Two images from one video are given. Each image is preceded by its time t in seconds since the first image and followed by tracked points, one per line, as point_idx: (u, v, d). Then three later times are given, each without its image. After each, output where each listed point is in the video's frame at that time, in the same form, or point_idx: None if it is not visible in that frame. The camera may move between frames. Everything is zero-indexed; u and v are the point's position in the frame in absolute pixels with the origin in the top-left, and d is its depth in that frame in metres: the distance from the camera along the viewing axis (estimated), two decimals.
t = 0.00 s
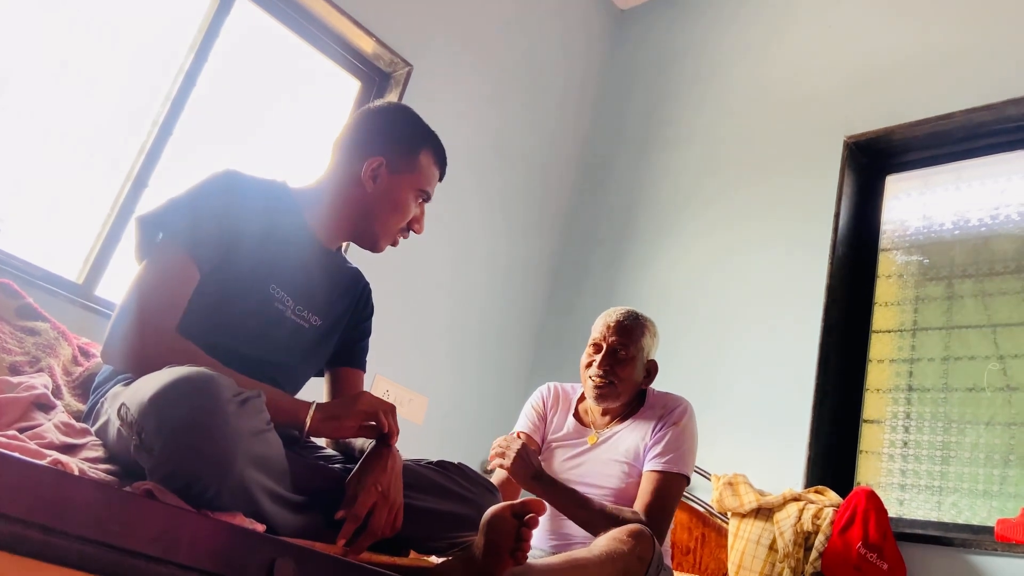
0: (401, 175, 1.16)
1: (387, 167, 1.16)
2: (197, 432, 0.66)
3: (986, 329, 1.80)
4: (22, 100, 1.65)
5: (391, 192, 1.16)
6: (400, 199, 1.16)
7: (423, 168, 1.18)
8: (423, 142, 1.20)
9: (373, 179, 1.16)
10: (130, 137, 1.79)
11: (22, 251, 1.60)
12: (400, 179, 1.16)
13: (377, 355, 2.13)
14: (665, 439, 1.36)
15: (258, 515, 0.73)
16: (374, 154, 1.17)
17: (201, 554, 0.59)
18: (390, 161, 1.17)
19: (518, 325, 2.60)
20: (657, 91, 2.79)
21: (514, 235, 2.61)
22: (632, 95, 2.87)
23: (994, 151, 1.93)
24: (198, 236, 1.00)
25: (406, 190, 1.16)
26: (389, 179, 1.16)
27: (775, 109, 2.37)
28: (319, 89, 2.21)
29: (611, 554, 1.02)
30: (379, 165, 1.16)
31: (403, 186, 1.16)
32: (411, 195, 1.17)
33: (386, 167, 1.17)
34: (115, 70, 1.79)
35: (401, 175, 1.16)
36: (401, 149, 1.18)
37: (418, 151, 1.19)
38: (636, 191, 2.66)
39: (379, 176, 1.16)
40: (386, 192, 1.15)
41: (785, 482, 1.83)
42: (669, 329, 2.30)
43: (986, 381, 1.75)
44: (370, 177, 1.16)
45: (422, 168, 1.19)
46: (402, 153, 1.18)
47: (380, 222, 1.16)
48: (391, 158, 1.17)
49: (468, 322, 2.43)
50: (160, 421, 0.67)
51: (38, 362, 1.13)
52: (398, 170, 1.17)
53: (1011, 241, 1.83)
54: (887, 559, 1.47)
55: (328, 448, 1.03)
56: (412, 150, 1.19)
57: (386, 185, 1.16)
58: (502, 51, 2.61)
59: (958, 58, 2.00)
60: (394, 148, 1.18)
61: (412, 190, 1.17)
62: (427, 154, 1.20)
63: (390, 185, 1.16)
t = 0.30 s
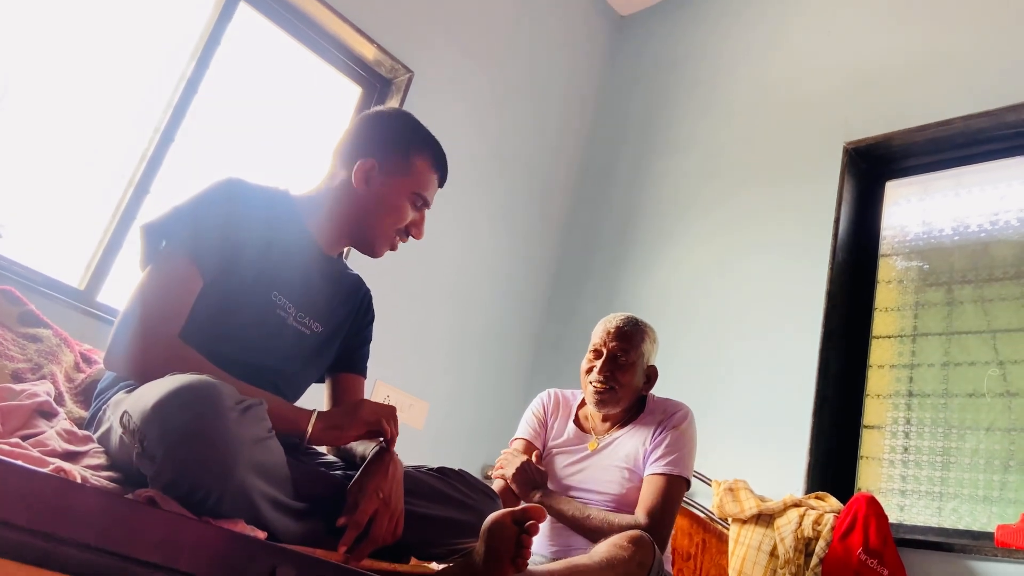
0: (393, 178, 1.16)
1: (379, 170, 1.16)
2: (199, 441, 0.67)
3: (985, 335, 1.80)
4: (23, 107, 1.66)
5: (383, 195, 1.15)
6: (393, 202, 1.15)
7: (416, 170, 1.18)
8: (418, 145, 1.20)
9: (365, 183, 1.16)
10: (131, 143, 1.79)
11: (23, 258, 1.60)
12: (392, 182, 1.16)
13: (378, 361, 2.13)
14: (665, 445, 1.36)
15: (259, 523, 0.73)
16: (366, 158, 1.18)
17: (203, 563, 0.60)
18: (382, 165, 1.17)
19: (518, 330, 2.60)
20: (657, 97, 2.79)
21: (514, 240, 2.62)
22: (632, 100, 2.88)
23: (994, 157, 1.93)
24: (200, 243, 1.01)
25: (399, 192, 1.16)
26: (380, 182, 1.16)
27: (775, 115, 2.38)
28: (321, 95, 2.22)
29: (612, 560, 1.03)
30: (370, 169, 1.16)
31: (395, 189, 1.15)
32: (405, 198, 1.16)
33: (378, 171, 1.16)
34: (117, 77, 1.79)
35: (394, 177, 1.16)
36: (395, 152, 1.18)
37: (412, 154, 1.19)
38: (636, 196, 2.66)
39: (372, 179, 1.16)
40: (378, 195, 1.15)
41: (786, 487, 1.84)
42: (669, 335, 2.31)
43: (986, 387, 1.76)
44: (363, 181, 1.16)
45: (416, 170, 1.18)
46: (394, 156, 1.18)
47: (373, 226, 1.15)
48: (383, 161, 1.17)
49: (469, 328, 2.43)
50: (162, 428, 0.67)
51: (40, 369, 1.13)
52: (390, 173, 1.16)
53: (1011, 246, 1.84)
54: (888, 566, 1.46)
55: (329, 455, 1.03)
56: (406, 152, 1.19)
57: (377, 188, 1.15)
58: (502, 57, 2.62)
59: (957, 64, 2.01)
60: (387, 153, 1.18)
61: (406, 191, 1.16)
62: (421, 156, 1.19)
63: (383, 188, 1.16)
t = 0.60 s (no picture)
0: (363, 179, 1.16)
1: (354, 169, 1.17)
2: (200, 448, 0.67)
3: (985, 342, 1.80)
4: (26, 115, 1.66)
5: (357, 197, 1.15)
6: (366, 202, 1.15)
7: (390, 163, 1.17)
8: (392, 139, 1.19)
9: (339, 189, 1.17)
10: (133, 150, 1.80)
11: (26, 265, 1.61)
12: (365, 177, 1.16)
13: (379, 368, 2.14)
14: (666, 452, 1.36)
15: (259, 530, 0.73)
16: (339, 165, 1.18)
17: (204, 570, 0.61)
18: (356, 163, 1.17)
19: (519, 336, 2.61)
20: (657, 105, 2.80)
21: (515, 247, 2.62)
22: (633, 108, 2.89)
23: (993, 165, 1.94)
24: (201, 251, 1.02)
25: (373, 187, 1.15)
26: (352, 185, 1.16)
27: (775, 122, 2.38)
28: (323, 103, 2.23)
29: (611, 562, 1.04)
30: (342, 175, 1.17)
31: (367, 189, 1.15)
32: (378, 196, 1.15)
33: (349, 174, 1.17)
34: (120, 85, 1.80)
35: (368, 173, 1.16)
36: (370, 150, 1.18)
37: (388, 147, 1.18)
38: (637, 203, 2.67)
39: (348, 180, 1.17)
40: (351, 198, 1.15)
41: (787, 495, 1.83)
42: (670, 342, 2.31)
43: (986, 394, 1.76)
44: (340, 184, 1.17)
45: (390, 163, 1.17)
46: (368, 153, 1.17)
47: (354, 230, 1.16)
48: (356, 159, 1.17)
49: (470, 335, 2.43)
50: (163, 435, 0.68)
51: (42, 376, 1.13)
52: (363, 170, 1.16)
53: (1011, 253, 1.84)
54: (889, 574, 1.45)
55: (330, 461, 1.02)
56: (380, 147, 1.18)
57: (350, 191, 1.16)
58: (504, 65, 2.64)
59: (956, 72, 2.01)
60: (362, 150, 1.18)
61: (382, 185, 1.15)
62: (396, 148, 1.18)
63: (357, 185, 1.15)
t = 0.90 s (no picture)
0: (347, 179, 1.17)
1: (337, 171, 1.19)
2: (199, 456, 0.67)
3: (985, 351, 1.80)
4: (28, 121, 1.67)
5: (343, 197, 1.16)
6: (352, 200, 1.16)
7: (372, 159, 1.18)
8: (373, 136, 1.21)
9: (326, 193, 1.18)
10: (134, 156, 1.81)
11: (27, 269, 1.61)
12: (348, 176, 1.17)
13: (378, 375, 2.14)
14: (666, 460, 1.36)
15: (258, 539, 0.73)
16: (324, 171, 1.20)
17: None
18: (339, 164, 1.19)
19: (519, 343, 2.61)
20: (658, 113, 2.81)
21: (515, 254, 2.62)
22: (634, 115, 2.90)
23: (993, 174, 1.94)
24: (198, 258, 1.02)
25: (357, 184, 1.16)
26: (338, 186, 1.17)
27: (775, 131, 2.39)
28: (324, 110, 2.23)
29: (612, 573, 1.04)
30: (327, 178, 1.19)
31: (352, 188, 1.16)
32: (364, 193, 1.16)
33: (334, 177, 1.18)
34: (122, 91, 1.81)
35: (350, 171, 1.17)
36: (352, 150, 1.20)
37: (369, 144, 1.20)
38: (637, 210, 2.67)
39: (333, 182, 1.19)
40: (338, 199, 1.17)
41: (786, 503, 1.83)
42: (670, 349, 2.31)
43: (986, 403, 1.76)
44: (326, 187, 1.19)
45: (372, 158, 1.18)
46: (350, 153, 1.19)
47: (343, 229, 1.16)
48: (339, 161, 1.19)
49: (469, 342, 2.43)
50: (162, 443, 0.68)
51: (41, 383, 1.13)
52: (346, 169, 1.18)
53: (1011, 262, 1.84)
54: None
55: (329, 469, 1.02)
56: (362, 145, 1.20)
57: (336, 193, 1.17)
58: (505, 72, 2.64)
59: (954, 82, 2.02)
60: (344, 151, 1.20)
61: (366, 182, 1.17)
62: (378, 145, 1.20)
63: (341, 185, 1.17)
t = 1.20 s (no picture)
0: (335, 180, 1.18)
1: (325, 174, 1.20)
2: (198, 460, 0.67)
3: (983, 360, 1.81)
4: (30, 125, 1.68)
5: (332, 199, 1.18)
6: (341, 201, 1.17)
7: (358, 159, 1.19)
8: (358, 135, 1.22)
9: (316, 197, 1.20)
10: (136, 161, 1.82)
11: (28, 272, 1.62)
12: (337, 178, 1.18)
13: (377, 381, 2.14)
14: (663, 467, 1.36)
15: (256, 544, 0.73)
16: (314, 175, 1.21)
17: None
18: (326, 166, 1.20)
19: (518, 350, 2.61)
20: (659, 121, 2.82)
21: (515, 261, 2.63)
22: (634, 123, 2.92)
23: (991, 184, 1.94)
24: (196, 264, 1.03)
25: (345, 184, 1.18)
26: (327, 189, 1.19)
27: (775, 140, 2.40)
28: (325, 116, 2.24)
29: None
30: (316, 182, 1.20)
31: (340, 189, 1.18)
32: (352, 193, 1.17)
33: (323, 181, 1.20)
34: (124, 97, 1.82)
35: (338, 172, 1.19)
36: (338, 151, 1.21)
37: (355, 143, 1.21)
38: (637, 218, 2.68)
39: (322, 184, 1.20)
40: (328, 202, 1.18)
41: (784, 512, 1.83)
42: (669, 356, 2.31)
43: (984, 413, 1.76)
44: (315, 191, 1.20)
45: (358, 158, 1.19)
46: (336, 155, 1.21)
47: (335, 231, 1.17)
48: (326, 163, 1.21)
49: (468, 349, 2.43)
50: (161, 447, 0.68)
51: (41, 386, 1.13)
52: (333, 171, 1.19)
53: (1009, 272, 1.84)
54: None
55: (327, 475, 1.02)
56: (347, 145, 1.21)
57: (325, 196, 1.18)
58: (506, 80, 2.66)
59: (952, 92, 2.03)
60: (331, 153, 1.21)
61: (355, 182, 1.18)
62: (363, 144, 1.21)
63: (330, 188, 1.18)
